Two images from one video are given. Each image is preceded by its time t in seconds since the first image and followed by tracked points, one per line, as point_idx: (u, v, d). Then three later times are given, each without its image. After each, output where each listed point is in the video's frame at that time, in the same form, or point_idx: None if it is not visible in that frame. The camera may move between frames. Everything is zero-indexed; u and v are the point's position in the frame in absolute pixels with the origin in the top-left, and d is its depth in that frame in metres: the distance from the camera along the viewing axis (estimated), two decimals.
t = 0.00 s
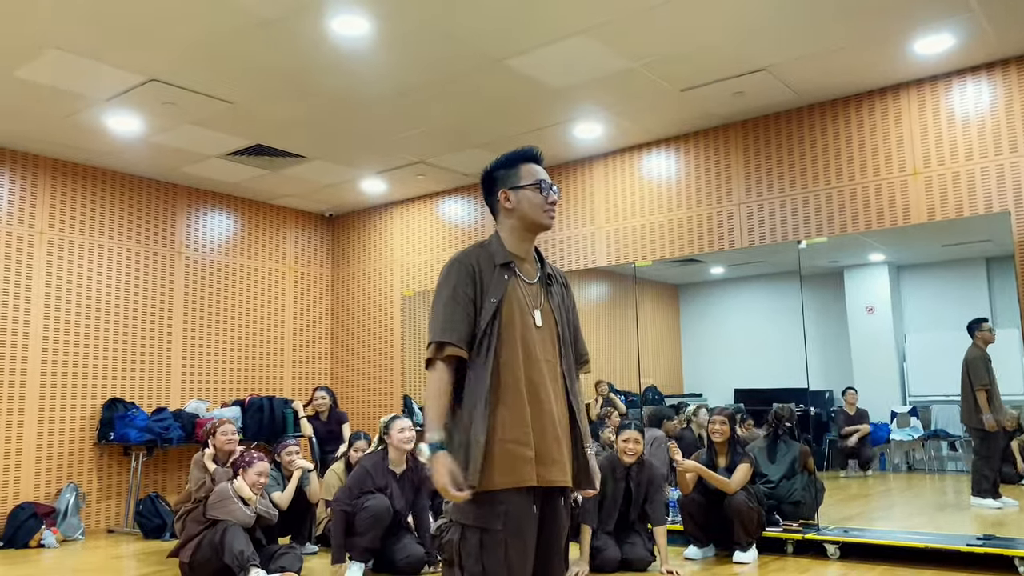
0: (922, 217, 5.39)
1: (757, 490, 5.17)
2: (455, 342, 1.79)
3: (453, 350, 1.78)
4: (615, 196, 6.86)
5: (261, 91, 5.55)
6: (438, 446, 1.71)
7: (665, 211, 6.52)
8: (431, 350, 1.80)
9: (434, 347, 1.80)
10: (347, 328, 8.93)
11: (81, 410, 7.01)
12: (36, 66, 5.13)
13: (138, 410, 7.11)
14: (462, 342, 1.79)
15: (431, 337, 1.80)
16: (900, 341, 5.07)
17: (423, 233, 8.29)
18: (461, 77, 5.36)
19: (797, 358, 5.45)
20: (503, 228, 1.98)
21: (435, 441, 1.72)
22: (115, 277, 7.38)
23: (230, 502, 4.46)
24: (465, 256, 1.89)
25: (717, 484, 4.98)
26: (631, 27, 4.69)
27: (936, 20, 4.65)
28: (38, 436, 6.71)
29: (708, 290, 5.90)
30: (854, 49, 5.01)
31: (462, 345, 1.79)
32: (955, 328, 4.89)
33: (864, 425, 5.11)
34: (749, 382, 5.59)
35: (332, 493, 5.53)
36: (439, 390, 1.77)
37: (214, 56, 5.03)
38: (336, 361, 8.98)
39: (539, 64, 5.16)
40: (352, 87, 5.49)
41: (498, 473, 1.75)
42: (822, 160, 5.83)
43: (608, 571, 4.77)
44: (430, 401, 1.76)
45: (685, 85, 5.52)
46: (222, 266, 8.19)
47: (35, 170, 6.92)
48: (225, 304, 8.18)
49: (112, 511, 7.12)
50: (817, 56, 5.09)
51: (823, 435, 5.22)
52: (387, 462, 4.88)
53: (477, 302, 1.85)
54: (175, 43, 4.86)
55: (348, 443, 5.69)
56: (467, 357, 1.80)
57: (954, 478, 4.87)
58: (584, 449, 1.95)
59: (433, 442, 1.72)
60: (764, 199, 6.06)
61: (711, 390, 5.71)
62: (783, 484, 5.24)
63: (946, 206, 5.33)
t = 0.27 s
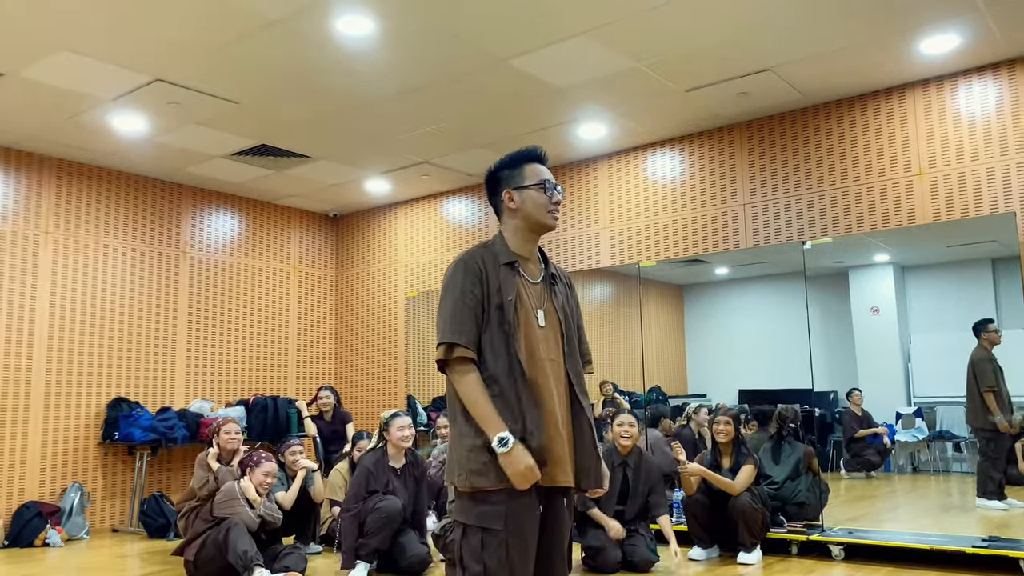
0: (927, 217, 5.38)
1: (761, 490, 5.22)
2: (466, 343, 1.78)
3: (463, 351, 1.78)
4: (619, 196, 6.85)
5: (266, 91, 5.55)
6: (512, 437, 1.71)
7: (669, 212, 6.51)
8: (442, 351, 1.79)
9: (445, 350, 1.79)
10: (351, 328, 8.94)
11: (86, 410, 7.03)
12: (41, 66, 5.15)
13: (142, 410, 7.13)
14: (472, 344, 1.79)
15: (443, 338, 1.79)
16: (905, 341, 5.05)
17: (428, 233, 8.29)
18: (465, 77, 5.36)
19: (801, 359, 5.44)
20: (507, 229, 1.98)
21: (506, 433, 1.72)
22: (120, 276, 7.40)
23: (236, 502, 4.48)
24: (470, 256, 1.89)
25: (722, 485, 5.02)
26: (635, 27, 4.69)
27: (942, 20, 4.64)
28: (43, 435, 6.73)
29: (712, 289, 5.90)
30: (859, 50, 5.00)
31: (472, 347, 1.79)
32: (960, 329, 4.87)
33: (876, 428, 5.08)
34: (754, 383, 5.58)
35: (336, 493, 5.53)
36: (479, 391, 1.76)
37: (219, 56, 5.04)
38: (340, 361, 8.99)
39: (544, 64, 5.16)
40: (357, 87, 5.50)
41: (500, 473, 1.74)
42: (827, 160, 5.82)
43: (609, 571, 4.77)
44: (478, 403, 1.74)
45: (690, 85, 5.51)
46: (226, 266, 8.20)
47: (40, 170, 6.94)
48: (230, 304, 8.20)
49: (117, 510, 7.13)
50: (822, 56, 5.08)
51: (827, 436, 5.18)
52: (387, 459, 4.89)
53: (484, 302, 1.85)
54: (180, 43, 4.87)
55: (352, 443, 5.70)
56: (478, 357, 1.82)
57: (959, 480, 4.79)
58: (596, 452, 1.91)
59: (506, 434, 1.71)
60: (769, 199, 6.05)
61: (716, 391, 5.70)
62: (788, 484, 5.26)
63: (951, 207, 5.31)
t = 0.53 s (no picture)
0: (929, 218, 5.37)
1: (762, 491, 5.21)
2: (461, 343, 1.79)
3: (459, 351, 1.78)
4: (621, 196, 6.85)
5: (268, 91, 5.56)
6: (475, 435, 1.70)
7: (670, 212, 6.52)
8: (438, 351, 1.79)
9: (441, 350, 1.78)
10: (353, 329, 8.95)
11: (88, 410, 7.04)
12: (44, 66, 5.15)
13: (144, 410, 7.13)
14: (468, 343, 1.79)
15: (439, 337, 1.79)
16: (907, 343, 5.04)
17: (429, 233, 8.30)
18: (467, 78, 5.37)
19: (802, 360, 5.44)
20: (507, 228, 1.98)
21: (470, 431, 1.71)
22: (123, 276, 7.41)
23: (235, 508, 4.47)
24: (468, 256, 1.89)
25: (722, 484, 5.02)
26: (637, 28, 4.69)
27: (944, 21, 4.64)
28: (45, 435, 6.74)
29: (714, 289, 5.90)
30: (861, 50, 5.00)
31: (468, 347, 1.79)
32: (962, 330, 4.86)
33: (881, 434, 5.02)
34: (755, 384, 5.58)
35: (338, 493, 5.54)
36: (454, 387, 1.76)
37: (221, 57, 5.05)
38: (342, 361, 9.00)
39: (545, 64, 5.16)
40: (358, 88, 5.50)
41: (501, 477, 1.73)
42: (829, 161, 5.82)
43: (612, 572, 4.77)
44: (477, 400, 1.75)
45: (692, 86, 5.51)
46: (228, 266, 8.21)
47: (43, 171, 6.95)
48: (232, 304, 8.20)
49: (119, 510, 7.14)
50: (824, 57, 5.08)
51: (829, 437, 5.16)
52: (390, 460, 4.93)
53: (480, 303, 1.85)
54: (182, 44, 4.88)
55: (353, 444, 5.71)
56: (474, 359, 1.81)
57: (962, 481, 4.78)
58: (598, 452, 1.90)
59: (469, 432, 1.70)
60: (770, 200, 6.05)
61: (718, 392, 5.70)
62: (789, 485, 5.25)
63: (953, 207, 5.31)
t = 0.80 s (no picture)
0: (931, 219, 5.37)
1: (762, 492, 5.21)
2: (439, 340, 1.79)
3: (435, 348, 1.78)
4: (622, 197, 6.85)
5: (269, 92, 5.56)
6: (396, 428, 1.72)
7: (672, 213, 6.52)
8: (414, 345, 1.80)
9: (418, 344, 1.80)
10: (354, 329, 8.95)
11: (90, 410, 7.04)
12: (45, 68, 5.16)
13: (145, 410, 7.13)
14: (449, 342, 1.79)
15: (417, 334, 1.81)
16: (908, 344, 5.03)
17: (431, 234, 8.30)
18: (468, 79, 5.37)
19: (803, 361, 5.44)
20: (507, 229, 1.98)
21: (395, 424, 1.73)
22: (124, 277, 7.41)
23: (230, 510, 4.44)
24: (467, 257, 1.89)
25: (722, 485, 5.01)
26: (638, 29, 4.69)
27: (945, 22, 4.64)
28: (47, 436, 6.74)
29: (716, 290, 5.90)
30: (862, 51, 5.00)
31: (449, 345, 1.79)
32: (964, 331, 4.85)
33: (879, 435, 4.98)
34: (756, 385, 5.58)
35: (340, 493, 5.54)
36: (407, 382, 1.77)
37: (222, 58, 5.05)
38: (343, 362, 9.00)
39: (546, 65, 5.17)
40: (360, 88, 5.51)
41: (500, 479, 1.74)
42: (830, 162, 5.82)
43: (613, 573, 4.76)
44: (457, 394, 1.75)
45: (692, 87, 5.52)
46: (230, 267, 8.21)
47: (44, 171, 6.96)
48: (233, 305, 8.20)
49: (120, 511, 7.15)
50: (825, 57, 5.08)
51: (830, 438, 5.12)
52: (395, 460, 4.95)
53: (473, 305, 1.85)
54: (183, 45, 4.88)
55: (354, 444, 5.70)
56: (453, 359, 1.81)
57: (963, 482, 4.77)
58: (601, 453, 1.91)
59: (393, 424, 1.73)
60: (772, 201, 6.05)
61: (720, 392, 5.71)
62: (790, 487, 5.24)
63: (955, 208, 5.30)
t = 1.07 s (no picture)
0: (932, 220, 5.37)
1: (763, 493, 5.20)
2: (458, 344, 1.78)
3: (456, 352, 1.77)
4: (623, 197, 6.85)
5: (269, 92, 5.57)
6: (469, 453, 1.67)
7: (672, 214, 6.52)
8: (434, 352, 1.78)
9: (438, 350, 1.78)
10: (355, 330, 8.95)
11: (90, 411, 7.04)
12: (46, 68, 5.17)
13: (146, 411, 7.13)
14: (465, 345, 1.79)
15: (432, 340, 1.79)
16: (909, 345, 5.02)
17: (431, 235, 8.30)
18: (469, 79, 5.37)
19: (803, 361, 5.44)
20: (505, 230, 1.98)
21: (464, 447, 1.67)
22: (125, 277, 7.42)
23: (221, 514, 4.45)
24: (466, 257, 1.88)
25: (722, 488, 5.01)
26: (639, 29, 4.69)
27: (945, 23, 4.64)
28: (47, 436, 6.75)
29: (717, 291, 5.89)
30: (862, 52, 5.00)
31: (466, 348, 1.79)
32: (964, 331, 4.85)
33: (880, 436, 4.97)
34: (756, 386, 5.58)
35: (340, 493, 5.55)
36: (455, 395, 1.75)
37: (223, 58, 5.05)
38: (344, 362, 9.00)
39: (547, 66, 5.17)
40: (360, 89, 5.51)
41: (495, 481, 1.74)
42: (830, 163, 5.82)
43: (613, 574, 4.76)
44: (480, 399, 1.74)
45: (693, 87, 5.52)
46: (230, 267, 8.22)
47: (45, 172, 6.96)
48: (234, 306, 8.21)
49: (120, 511, 7.15)
50: (826, 58, 5.08)
51: (830, 438, 5.11)
52: (397, 462, 4.95)
53: (480, 306, 1.84)
54: (183, 45, 4.89)
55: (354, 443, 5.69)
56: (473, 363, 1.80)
57: (963, 483, 4.78)
58: (596, 456, 1.90)
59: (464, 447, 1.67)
60: (772, 202, 6.05)
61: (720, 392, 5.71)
62: (791, 487, 5.24)
63: (955, 209, 5.31)
